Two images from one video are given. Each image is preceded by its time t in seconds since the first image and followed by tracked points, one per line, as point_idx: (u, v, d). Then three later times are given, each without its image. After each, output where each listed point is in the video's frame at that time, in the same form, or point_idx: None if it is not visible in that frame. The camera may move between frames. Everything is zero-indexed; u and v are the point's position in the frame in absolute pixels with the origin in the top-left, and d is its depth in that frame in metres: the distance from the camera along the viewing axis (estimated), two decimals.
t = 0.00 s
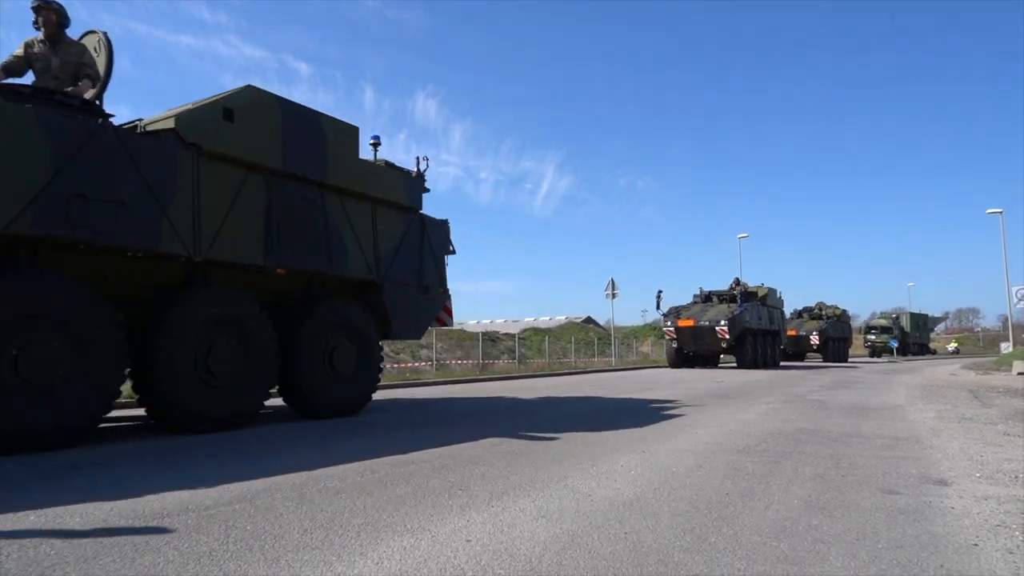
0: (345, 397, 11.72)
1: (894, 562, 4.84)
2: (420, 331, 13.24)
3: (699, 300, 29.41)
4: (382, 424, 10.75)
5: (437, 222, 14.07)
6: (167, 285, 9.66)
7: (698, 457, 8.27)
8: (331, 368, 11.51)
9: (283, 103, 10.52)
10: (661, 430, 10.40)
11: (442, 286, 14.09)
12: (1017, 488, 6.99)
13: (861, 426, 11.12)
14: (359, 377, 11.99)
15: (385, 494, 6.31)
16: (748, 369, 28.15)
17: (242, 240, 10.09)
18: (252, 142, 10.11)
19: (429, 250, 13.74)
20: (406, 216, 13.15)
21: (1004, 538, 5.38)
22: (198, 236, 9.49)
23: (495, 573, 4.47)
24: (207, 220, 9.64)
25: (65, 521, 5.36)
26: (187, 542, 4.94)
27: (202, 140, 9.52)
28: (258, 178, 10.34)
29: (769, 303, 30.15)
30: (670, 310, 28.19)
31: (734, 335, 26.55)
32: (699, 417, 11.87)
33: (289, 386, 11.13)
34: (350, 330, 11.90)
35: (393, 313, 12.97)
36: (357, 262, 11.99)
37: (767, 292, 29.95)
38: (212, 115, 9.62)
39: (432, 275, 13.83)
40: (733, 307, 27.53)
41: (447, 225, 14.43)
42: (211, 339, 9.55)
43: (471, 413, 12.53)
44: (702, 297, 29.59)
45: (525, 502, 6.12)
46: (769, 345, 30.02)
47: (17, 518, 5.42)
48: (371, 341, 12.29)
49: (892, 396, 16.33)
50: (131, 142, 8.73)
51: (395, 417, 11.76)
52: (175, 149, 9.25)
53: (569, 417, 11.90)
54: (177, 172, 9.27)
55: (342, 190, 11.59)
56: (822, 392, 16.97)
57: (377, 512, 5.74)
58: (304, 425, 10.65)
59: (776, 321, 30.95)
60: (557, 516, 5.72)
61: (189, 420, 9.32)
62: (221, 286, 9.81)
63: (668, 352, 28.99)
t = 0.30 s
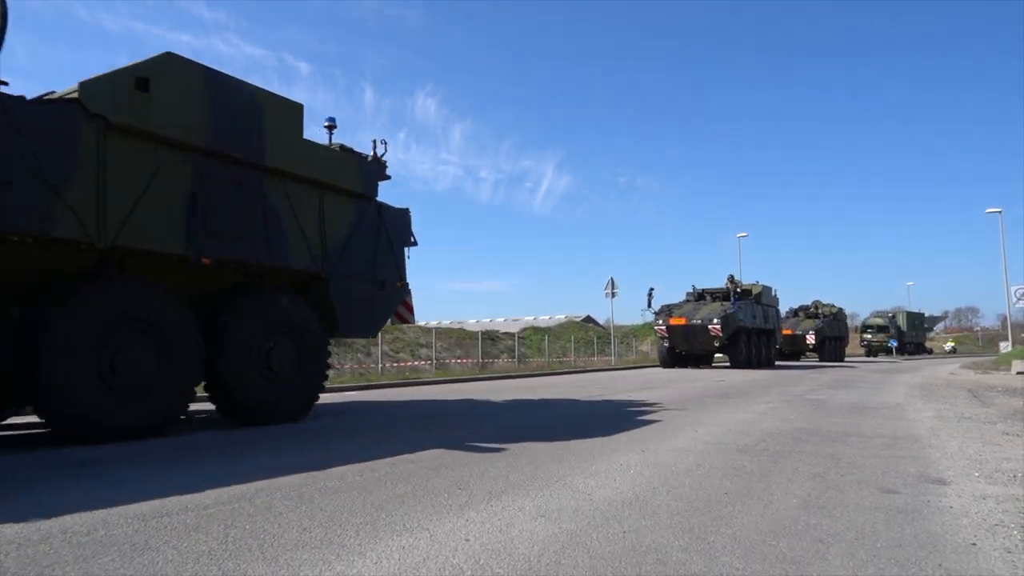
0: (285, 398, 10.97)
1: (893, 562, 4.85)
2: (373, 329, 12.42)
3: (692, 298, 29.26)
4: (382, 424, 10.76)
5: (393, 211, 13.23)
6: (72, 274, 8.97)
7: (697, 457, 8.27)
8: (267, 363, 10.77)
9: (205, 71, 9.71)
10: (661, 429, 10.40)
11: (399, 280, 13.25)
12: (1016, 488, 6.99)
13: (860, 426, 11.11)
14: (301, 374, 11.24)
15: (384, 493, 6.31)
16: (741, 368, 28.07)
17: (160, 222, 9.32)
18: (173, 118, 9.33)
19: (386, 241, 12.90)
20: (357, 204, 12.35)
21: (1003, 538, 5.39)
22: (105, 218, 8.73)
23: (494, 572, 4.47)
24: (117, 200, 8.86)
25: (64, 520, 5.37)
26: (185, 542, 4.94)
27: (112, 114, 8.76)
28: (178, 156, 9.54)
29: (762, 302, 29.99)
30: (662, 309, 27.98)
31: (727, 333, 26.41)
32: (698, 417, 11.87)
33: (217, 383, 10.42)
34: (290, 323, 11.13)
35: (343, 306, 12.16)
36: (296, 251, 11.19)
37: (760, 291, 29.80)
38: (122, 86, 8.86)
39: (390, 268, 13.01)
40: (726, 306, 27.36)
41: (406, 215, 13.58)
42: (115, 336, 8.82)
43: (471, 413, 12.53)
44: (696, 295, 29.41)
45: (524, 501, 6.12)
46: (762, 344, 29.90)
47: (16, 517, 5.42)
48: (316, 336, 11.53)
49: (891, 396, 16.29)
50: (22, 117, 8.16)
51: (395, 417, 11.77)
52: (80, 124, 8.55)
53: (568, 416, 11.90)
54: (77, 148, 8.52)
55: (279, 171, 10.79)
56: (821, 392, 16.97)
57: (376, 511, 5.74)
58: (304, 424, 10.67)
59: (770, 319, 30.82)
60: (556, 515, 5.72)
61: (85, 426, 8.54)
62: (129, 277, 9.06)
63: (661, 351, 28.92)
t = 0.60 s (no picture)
0: (211, 404, 9.84)
1: (894, 562, 4.84)
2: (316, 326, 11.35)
3: (686, 297, 29.03)
4: (384, 424, 10.76)
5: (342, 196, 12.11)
6: None
7: (698, 456, 8.26)
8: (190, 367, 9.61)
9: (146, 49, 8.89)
10: (661, 429, 10.40)
11: (348, 271, 12.18)
12: (1017, 487, 6.99)
13: (861, 426, 11.11)
14: (227, 378, 10.12)
15: (385, 493, 6.31)
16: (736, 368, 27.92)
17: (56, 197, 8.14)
18: (76, 84, 8.19)
19: (331, 230, 11.81)
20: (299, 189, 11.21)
21: (1004, 538, 5.39)
22: None
23: (495, 572, 4.46)
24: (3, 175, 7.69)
25: (65, 520, 5.36)
26: (186, 541, 4.94)
27: None
28: (75, 127, 8.34)
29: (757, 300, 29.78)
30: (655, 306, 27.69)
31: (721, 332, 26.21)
32: (698, 416, 11.87)
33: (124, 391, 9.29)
34: (218, 321, 10.02)
35: (284, 300, 11.06)
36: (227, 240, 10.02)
37: (755, 289, 29.54)
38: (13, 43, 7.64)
39: (337, 259, 11.94)
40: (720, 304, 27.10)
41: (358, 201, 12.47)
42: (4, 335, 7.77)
43: (471, 412, 12.53)
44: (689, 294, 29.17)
45: (524, 501, 6.12)
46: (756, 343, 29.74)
47: (18, 517, 5.42)
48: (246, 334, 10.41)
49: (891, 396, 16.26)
50: None
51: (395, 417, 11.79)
52: None
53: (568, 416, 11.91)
54: None
55: (206, 149, 9.61)
56: (821, 392, 16.96)
57: (377, 511, 5.74)
58: (304, 425, 10.67)
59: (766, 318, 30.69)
60: (557, 515, 5.72)
61: None
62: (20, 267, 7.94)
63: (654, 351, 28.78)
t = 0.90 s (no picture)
0: (151, 403, 9.28)
1: (896, 562, 4.85)
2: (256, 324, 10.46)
3: (679, 296, 28.67)
4: (386, 426, 10.76)
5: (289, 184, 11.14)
6: None
7: (700, 457, 8.26)
8: (96, 361, 8.77)
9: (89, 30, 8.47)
10: (664, 430, 10.40)
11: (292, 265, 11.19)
12: (1019, 488, 6.99)
13: (863, 427, 11.11)
14: (150, 378, 9.30)
15: (388, 494, 6.33)
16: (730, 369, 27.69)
17: None
18: None
19: (276, 219, 10.86)
20: (236, 173, 10.28)
21: (1006, 538, 5.39)
22: None
23: (497, 573, 4.47)
24: None
25: (66, 522, 5.36)
26: (189, 543, 4.95)
27: None
28: None
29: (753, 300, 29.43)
30: (647, 305, 27.33)
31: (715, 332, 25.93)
32: (700, 418, 11.87)
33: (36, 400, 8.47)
34: (132, 313, 9.13)
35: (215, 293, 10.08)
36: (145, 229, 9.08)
37: (751, 289, 29.18)
38: None
39: (282, 251, 10.99)
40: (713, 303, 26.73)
41: (307, 189, 11.45)
42: None
43: (472, 414, 12.54)
44: (682, 292, 28.81)
45: (526, 502, 6.13)
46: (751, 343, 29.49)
47: (20, 519, 5.43)
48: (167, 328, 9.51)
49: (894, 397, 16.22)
50: None
51: (397, 418, 11.81)
52: None
53: (570, 417, 11.93)
54: None
55: (120, 123, 8.73)
56: (823, 393, 16.94)
57: (379, 512, 5.75)
58: (307, 427, 10.70)
59: (762, 318, 30.37)
60: (559, 516, 5.73)
61: None
62: None
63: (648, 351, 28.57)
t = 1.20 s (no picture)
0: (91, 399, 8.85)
1: (895, 560, 4.85)
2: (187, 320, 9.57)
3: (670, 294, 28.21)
4: (386, 427, 10.78)
5: (225, 168, 10.24)
6: None
7: (699, 456, 8.25)
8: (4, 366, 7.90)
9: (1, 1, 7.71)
10: (663, 428, 10.39)
11: (230, 256, 10.33)
12: (1017, 486, 6.99)
13: (862, 425, 11.10)
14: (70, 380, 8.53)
15: (387, 494, 6.32)
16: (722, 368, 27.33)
17: None
18: None
19: (208, 207, 10.01)
20: (162, 156, 9.40)
21: (1005, 536, 5.39)
22: None
23: (495, 572, 4.47)
24: None
25: (63, 524, 5.36)
26: (188, 543, 4.94)
27: None
28: None
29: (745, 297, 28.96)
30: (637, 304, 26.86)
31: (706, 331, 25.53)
32: (699, 416, 11.87)
33: None
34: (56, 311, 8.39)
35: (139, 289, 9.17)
36: (53, 216, 8.16)
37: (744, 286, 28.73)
38: None
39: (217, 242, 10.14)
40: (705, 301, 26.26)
41: (248, 173, 10.56)
42: None
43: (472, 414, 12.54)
44: (673, 290, 28.32)
45: (525, 501, 6.12)
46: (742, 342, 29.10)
47: (18, 521, 5.43)
48: (86, 326, 8.71)
49: (894, 395, 16.19)
50: None
51: (395, 418, 11.82)
52: None
53: (569, 417, 11.93)
54: None
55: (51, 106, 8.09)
56: (822, 391, 16.93)
57: (378, 512, 5.74)
58: (306, 427, 10.71)
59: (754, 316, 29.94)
60: (558, 515, 5.73)
61: None
62: None
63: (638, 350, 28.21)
